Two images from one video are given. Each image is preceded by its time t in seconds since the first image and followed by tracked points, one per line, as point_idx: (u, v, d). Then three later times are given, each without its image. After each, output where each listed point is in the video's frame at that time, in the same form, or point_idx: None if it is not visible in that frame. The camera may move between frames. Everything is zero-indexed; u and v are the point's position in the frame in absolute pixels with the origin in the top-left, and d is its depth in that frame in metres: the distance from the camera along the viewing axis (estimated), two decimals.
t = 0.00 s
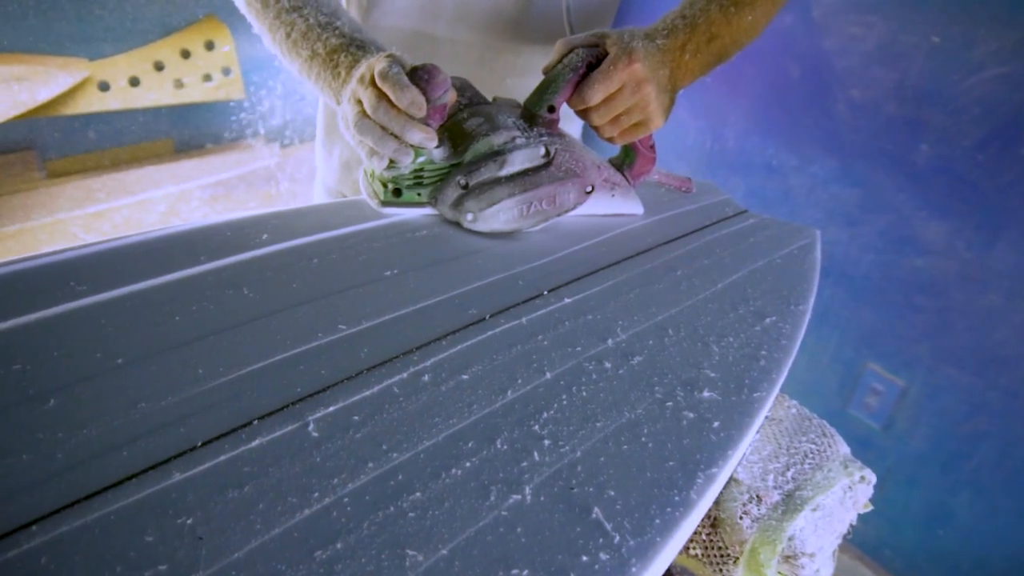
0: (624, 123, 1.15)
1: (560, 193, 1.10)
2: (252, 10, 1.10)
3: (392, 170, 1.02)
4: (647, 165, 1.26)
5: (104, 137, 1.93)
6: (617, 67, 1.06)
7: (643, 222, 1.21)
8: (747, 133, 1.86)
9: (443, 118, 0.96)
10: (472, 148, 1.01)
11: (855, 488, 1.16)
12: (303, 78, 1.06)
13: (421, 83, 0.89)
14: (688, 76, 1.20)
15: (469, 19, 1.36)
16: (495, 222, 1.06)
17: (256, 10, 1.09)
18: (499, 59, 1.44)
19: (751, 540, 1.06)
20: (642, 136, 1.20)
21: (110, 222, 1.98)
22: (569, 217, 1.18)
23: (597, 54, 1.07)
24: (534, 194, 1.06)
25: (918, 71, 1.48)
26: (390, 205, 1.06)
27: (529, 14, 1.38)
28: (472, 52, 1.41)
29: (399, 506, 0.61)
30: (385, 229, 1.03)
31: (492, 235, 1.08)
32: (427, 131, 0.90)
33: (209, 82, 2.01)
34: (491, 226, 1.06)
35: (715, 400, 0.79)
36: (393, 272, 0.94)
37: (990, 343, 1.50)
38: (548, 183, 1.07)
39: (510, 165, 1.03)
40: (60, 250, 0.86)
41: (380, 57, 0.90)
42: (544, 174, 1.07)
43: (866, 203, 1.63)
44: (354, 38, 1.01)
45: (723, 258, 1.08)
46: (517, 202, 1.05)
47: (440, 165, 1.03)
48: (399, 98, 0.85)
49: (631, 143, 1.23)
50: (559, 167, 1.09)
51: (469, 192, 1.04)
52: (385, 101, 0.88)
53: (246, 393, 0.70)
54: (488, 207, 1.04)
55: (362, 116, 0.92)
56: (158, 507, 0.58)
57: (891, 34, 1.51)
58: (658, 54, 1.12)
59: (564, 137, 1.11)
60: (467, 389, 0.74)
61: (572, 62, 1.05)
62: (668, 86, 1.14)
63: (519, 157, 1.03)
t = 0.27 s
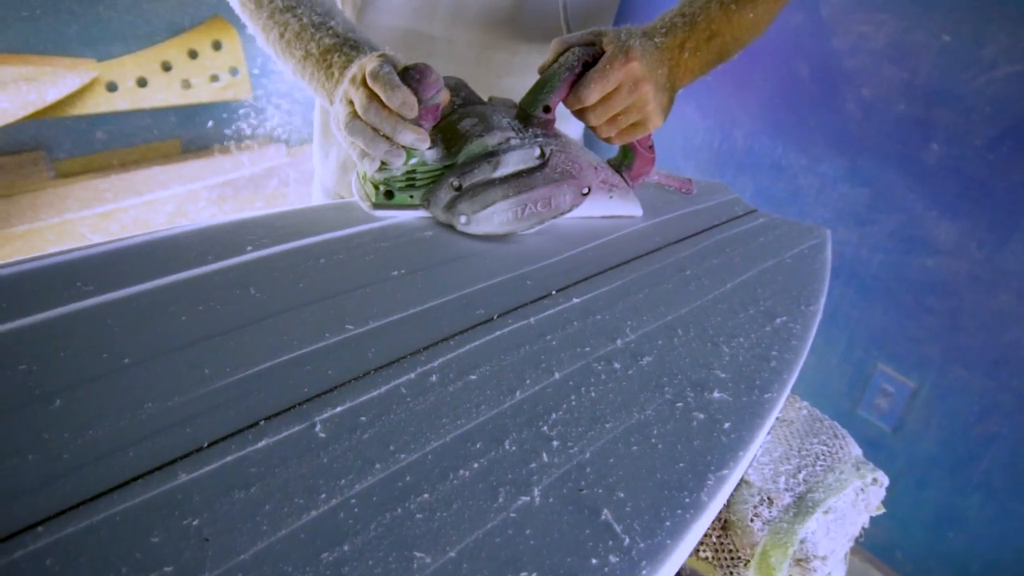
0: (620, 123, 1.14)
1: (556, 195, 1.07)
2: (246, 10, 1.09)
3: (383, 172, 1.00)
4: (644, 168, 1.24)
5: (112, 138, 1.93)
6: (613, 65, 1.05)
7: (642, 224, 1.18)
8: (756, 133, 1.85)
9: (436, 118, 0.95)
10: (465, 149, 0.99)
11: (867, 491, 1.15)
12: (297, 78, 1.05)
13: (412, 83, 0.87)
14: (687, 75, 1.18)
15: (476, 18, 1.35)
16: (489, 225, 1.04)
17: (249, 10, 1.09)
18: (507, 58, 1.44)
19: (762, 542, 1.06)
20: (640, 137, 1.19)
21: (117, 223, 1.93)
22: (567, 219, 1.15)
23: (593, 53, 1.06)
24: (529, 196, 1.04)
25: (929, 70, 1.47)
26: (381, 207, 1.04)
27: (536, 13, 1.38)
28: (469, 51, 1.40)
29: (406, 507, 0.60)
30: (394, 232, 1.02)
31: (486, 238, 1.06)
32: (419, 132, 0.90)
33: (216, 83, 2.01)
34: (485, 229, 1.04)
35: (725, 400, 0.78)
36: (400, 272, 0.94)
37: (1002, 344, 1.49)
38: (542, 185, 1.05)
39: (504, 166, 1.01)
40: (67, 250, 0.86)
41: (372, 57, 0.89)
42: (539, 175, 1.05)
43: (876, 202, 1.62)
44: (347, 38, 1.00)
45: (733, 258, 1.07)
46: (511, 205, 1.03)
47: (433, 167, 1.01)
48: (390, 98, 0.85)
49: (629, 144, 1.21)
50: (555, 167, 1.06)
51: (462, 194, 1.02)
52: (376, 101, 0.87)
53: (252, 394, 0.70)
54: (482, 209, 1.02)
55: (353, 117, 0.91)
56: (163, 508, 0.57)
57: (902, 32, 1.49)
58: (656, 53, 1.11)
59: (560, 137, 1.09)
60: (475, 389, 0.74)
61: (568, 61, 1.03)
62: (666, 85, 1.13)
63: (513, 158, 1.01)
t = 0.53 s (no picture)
0: (620, 123, 1.13)
1: (554, 197, 1.03)
2: (243, 10, 1.09)
3: (377, 173, 0.99)
4: (646, 169, 1.22)
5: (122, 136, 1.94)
6: (613, 64, 1.04)
7: (642, 226, 1.15)
8: (768, 133, 1.83)
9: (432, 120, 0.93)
10: (460, 150, 0.96)
11: (881, 493, 1.14)
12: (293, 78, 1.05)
13: (406, 82, 0.87)
14: (689, 74, 1.17)
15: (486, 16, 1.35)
16: (485, 227, 1.01)
17: (245, 9, 1.08)
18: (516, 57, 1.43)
19: (775, 545, 1.05)
20: (640, 137, 1.18)
21: (130, 222, 1.87)
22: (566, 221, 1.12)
23: (592, 51, 1.05)
24: (526, 199, 1.00)
25: (943, 69, 1.46)
26: (375, 209, 1.02)
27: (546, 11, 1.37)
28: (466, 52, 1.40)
29: (417, 508, 0.60)
30: (406, 231, 1.02)
31: (482, 240, 1.03)
32: (414, 133, 0.88)
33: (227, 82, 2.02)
34: (481, 231, 1.01)
35: (738, 401, 0.77)
36: (411, 272, 0.93)
37: (1017, 346, 1.47)
38: (540, 187, 1.01)
39: (500, 168, 0.97)
40: (77, 249, 0.86)
41: (366, 56, 0.89)
42: (536, 177, 1.01)
43: (889, 202, 1.61)
44: (344, 38, 0.99)
45: (745, 258, 1.07)
46: (507, 207, 1.00)
47: (429, 168, 0.99)
48: (383, 98, 0.83)
49: (630, 144, 1.20)
50: (553, 169, 1.02)
51: (458, 196, 0.99)
52: (370, 101, 0.86)
53: (261, 393, 0.70)
54: (477, 211, 0.99)
55: (346, 117, 0.89)
56: (172, 508, 0.57)
57: (916, 30, 1.48)
58: (656, 52, 1.10)
59: (560, 137, 1.06)
60: (486, 389, 0.73)
61: (567, 60, 1.02)
62: (666, 84, 1.12)
63: (510, 159, 0.97)
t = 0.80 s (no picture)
0: (620, 122, 1.11)
1: (551, 198, 1.02)
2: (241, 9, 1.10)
3: (370, 173, 0.95)
4: (647, 170, 1.21)
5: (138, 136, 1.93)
6: (611, 63, 1.02)
7: (642, 228, 1.13)
8: (781, 131, 1.82)
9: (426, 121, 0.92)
10: (456, 150, 0.95)
11: (899, 495, 1.12)
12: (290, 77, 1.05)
13: (398, 82, 0.86)
14: (691, 73, 1.15)
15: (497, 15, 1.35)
16: (481, 230, 0.99)
17: (243, 8, 1.09)
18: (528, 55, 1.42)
19: (791, 547, 1.04)
20: (640, 138, 1.16)
21: (143, 220, 1.93)
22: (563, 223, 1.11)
23: (590, 50, 1.03)
24: (522, 200, 0.99)
25: (959, 66, 1.44)
26: (369, 212, 0.99)
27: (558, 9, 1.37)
28: (463, 51, 1.40)
29: (430, 507, 0.60)
30: (420, 229, 1.01)
31: (478, 244, 1.01)
32: (407, 135, 0.87)
33: (239, 82, 2.02)
34: (476, 234, 0.99)
35: (753, 401, 0.76)
36: (423, 271, 0.93)
37: None
38: (536, 189, 1.00)
39: (496, 169, 0.96)
40: (88, 248, 0.86)
41: (361, 57, 0.88)
42: (533, 178, 1.00)
43: (904, 201, 1.59)
44: (339, 36, 0.99)
45: (760, 257, 1.06)
46: (504, 209, 0.98)
47: (423, 169, 0.97)
48: (376, 98, 0.83)
49: (631, 144, 1.18)
50: (550, 170, 1.02)
51: (452, 199, 0.97)
52: (363, 102, 0.85)
53: (274, 391, 0.70)
54: (472, 213, 0.97)
55: (340, 118, 0.89)
56: (185, 506, 0.57)
57: (931, 27, 1.46)
58: (656, 50, 1.08)
59: (556, 138, 1.05)
60: (499, 388, 0.73)
61: (565, 58, 1.01)
62: (667, 83, 1.11)
63: (505, 160, 0.96)
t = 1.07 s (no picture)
0: (619, 122, 1.07)
1: (547, 200, 1.02)
2: (238, 11, 1.10)
3: (364, 176, 0.96)
4: (646, 171, 1.18)
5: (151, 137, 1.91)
6: (609, 62, 0.97)
7: (643, 230, 1.11)
8: (793, 131, 1.81)
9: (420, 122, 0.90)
10: (450, 152, 0.94)
11: (912, 496, 1.12)
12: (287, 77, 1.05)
13: (391, 82, 0.84)
14: (692, 72, 1.12)
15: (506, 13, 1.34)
16: (476, 232, 0.98)
17: (240, 9, 1.09)
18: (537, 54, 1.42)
19: (803, 548, 1.03)
20: (639, 137, 1.12)
21: (153, 219, 1.96)
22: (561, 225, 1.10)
23: (588, 48, 0.98)
24: (517, 202, 0.99)
25: (973, 65, 1.43)
26: (362, 214, 0.99)
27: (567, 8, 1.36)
28: (459, 49, 1.40)
29: (440, 506, 0.59)
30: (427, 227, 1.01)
31: (474, 246, 1.00)
32: (400, 135, 0.85)
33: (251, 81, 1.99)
34: (471, 236, 0.98)
35: (765, 401, 0.76)
36: (432, 270, 0.93)
37: None
38: (531, 190, 1.00)
39: (491, 171, 0.96)
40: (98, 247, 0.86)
41: (354, 57, 0.87)
42: (528, 180, 0.99)
43: (916, 200, 1.58)
44: (335, 34, 0.98)
45: (771, 256, 1.05)
46: (499, 211, 0.98)
47: (417, 171, 0.97)
48: (368, 99, 0.81)
49: (630, 145, 1.15)
50: (545, 172, 1.01)
51: (447, 200, 0.97)
52: (355, 102, 0.84)
53: (284, 390, 0.69)
54: (467, 215, 0.97)
55: (332, 119, 0.87)
56: (195, 504, 0.57)
57: (945, 26, 1.45)
58: (656, 48, 1.04)
59: (553, 139, 1.04)
60: (509, 387, 0.73)
61: (561, 57, 0.96)
62: (666, 82, 1.06)
63: (500, 161, 0.96)
